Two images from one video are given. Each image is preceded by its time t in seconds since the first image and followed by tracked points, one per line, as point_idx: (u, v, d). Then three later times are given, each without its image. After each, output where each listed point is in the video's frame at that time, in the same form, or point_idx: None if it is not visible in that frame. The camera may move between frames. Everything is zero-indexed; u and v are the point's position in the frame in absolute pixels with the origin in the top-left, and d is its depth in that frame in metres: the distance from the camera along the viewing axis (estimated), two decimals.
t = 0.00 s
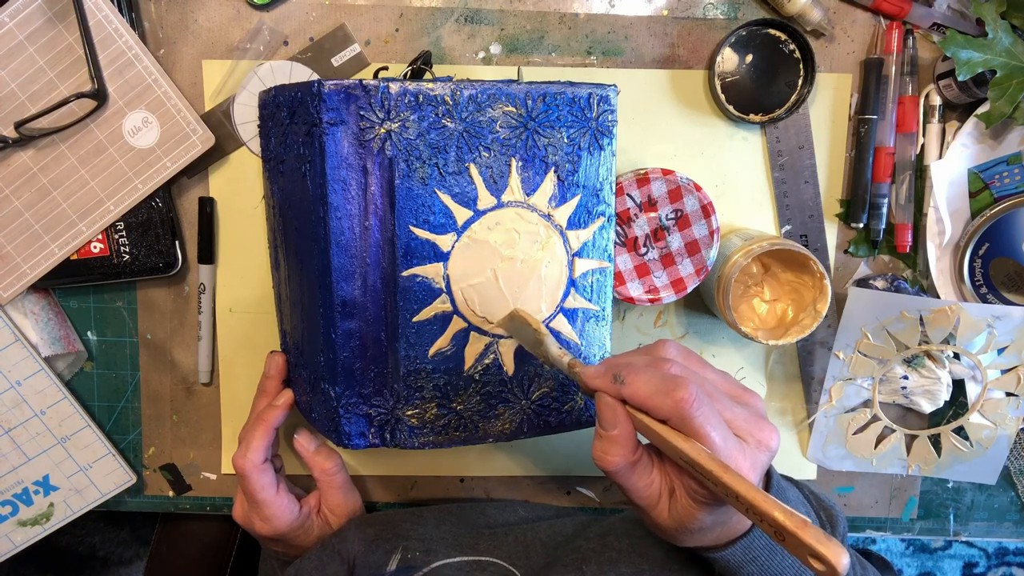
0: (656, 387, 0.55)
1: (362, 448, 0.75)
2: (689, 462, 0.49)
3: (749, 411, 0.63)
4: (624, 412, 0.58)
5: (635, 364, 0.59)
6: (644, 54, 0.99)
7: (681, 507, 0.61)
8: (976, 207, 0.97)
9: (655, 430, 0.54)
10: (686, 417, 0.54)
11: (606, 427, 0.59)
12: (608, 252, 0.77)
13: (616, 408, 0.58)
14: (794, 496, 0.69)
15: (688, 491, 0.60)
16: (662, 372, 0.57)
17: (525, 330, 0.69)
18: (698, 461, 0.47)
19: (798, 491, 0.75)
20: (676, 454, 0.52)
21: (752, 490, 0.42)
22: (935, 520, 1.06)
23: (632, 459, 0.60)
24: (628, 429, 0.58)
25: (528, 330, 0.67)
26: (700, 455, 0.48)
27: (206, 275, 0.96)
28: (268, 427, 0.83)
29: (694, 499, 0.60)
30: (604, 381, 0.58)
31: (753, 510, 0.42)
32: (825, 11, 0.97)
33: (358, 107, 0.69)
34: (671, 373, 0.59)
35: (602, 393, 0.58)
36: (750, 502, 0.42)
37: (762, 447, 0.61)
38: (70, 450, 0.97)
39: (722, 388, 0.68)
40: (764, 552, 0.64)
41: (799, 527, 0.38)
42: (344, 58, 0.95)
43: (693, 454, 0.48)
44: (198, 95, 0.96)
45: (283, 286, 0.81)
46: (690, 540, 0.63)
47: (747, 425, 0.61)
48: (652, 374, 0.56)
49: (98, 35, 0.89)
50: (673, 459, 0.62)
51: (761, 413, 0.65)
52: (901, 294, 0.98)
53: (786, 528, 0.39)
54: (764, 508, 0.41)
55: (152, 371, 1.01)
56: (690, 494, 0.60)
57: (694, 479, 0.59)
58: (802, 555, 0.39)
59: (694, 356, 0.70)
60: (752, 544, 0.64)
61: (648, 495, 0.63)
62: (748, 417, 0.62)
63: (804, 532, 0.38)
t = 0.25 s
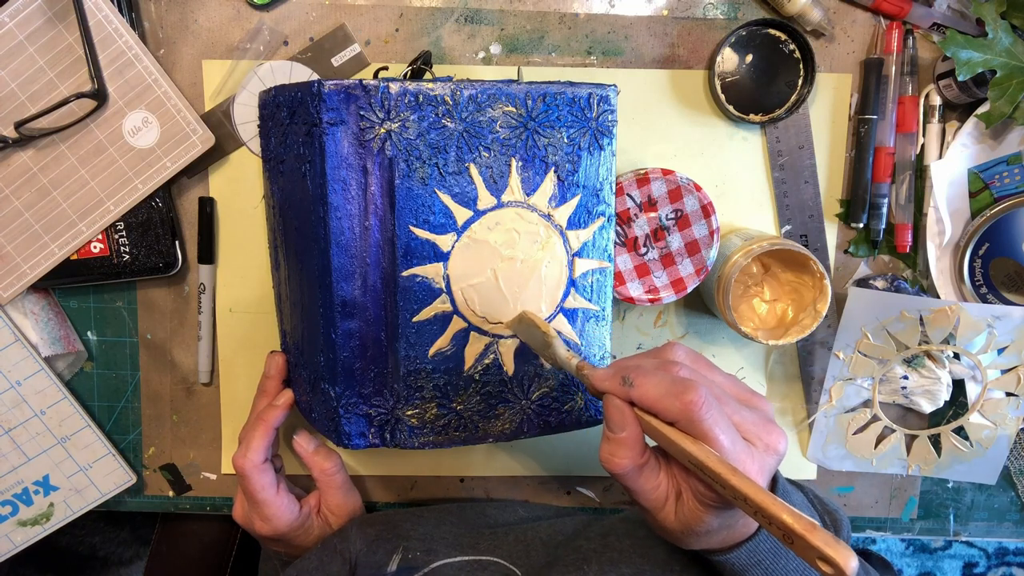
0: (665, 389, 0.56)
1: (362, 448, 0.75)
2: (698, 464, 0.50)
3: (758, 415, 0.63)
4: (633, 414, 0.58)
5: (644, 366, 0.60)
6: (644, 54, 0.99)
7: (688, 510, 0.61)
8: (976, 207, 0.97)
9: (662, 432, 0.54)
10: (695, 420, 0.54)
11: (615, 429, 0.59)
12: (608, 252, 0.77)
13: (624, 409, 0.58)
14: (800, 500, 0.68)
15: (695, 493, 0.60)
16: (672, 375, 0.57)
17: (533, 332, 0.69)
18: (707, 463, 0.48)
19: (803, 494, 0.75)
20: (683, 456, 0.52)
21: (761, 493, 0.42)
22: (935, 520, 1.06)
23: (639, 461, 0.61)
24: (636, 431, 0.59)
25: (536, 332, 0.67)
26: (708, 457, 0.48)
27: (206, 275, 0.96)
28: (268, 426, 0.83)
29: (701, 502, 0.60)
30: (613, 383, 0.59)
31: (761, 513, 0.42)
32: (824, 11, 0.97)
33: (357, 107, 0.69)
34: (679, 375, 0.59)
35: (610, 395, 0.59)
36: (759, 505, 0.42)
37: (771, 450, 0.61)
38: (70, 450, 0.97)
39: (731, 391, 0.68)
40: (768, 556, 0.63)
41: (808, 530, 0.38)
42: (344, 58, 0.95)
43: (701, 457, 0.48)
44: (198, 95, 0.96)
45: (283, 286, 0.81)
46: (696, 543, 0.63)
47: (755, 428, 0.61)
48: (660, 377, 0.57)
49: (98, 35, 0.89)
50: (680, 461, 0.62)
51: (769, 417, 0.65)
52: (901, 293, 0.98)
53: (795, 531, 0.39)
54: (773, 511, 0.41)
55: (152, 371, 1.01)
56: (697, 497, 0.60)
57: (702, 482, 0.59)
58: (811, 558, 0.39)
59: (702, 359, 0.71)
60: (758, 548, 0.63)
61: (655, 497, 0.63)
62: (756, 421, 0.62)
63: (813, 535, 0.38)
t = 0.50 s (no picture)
0: (671, 390, 0.56)
1: (362, 448, 0.75)
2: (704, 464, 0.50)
3: (763, 416, 0.64)
4: (639, 415, 0.58)
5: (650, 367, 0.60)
6: (644, 54, 0.99)
7: (693, 511, 0.61)
8: (976, 207, 0.97)
9: (668, 432, 0.55)
10: (701, 421, 0.54)
11: (621, 430, 0.60)
12: (608, 252, 0.77)
13: (630, 409, 0.58)
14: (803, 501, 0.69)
15: (700, 494, 0.60)
16: (678, 377, 0.58)
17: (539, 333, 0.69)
18: (713, 464, 0.48)
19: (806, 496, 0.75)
20: (689, 456, 0.52)
21: (767, 494, 0.42)
22: (935, 520, 1.06)
23: (645, 462, 0.61)
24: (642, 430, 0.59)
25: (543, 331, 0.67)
26: (714, 457, 0.49)
27: (206, 275, 0.96)
28: (268, 426, 0.83)
29: (706, 503, 0.60)
30: (619, 384, 0.59)
31: (768, 513, 0.43)
32: (824, 11, 0.97)
33: (358, 107, 0.69)
34: (686, 377, 0.60)
35: (617, 395, 0.59)
36: (765, 505, 0.42)
37: (776, 452, 0.61)
38: (70, 450, 0.97)
39: (736, 394, 0.68)
40: (772, 558, 0.63)
41: (814, 530, 0.39)
42: (344, 58, 0.95)
43: (707, 457, 0.49)
44: (198, 95, 0.96)
45: (283, 286, 0.81)
46: (700, 544, 0.63)
47: (761, 430, 0.61)
48: (666, 379, 0.58)
49: (98, 35, 0.89)
50: (685, 462, 0.62)
51: (774, 419, 0.65)
52: (901, 293, 0.98)
53: (801, 531, 0.39)
54: (779, 511, 0.41)
55: (152, 371, 1.01)
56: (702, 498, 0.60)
57: (707, 482, 0.59)
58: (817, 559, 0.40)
59: (707, 361, 0.71)
60: (761, 549, 0.63)
61: (660, 498, 0.63)
62: (762, 422, 0.62)
63: (820, 536, 0.38)
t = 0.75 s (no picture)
0: (679, 389, 0.56)
1: (362, 448, 0.75)
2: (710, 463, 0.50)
3: (770, 416, 0.63)
4: (646, 414, 0.58)
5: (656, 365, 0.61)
6: (644, 54, 0.99)
7: (699, 510, 0.61)
8: (976, 207, 0.97)
9: (675, 431, 0.55)
10: (709, 420, 0.54)
11: (627, 428, 0.60)
12: (608, 252, 0.77)
13: (637, 407, 0.59)
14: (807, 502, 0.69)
15: (707, 494, 0.60)
16: (686, 375, 0.58)
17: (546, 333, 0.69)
18: (720, 463, 0.48)
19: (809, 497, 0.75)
20: (696, 455, 0.52)
21: (773, 492, 0.43)
22: (935, 520, 1.06)
23: (650, 461, 0.61)
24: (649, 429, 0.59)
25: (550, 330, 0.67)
26: (721, 457, 0.49)
27: (206, 275, 0.96)
28: (268, 426, 0.83)
29: (712, 502, 0.60)
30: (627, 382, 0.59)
31: (775, 513, 0.43)
32: (825, 11, 0.97)
33: (357, 107, 0.69)
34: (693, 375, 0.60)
35: (624, 393, 0.59)
36: (773, 505, 0.42)
37: (784, 452, 0.61)
38: (70, 450, 0.97)
39: (744, 393, 0.68)
40: (776, 558, 0.63)
41: (822, 530, 0.39)
42: (344, 58, 0.95)
43: (715, 457, 0.49)
44: (198, 96, 0.96)
45: (283, 286, 0.81)
46: (705, 543, 0.63)
47: (767, 430, 0.61)
48: (674, 377, 0.57)
49: (98, 35, 0.89)
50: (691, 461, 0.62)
51: (781, 419, 0.65)
52: (901, 294, 0.98)
53: (809, 531, 0.39)
54: (786, 510, 0.41)
55: (152, 371, 1.01)
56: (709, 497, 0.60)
57: (713, 481, 0.59)
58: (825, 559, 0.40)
59: (715, 360, 0.71)
60: (765, 549, 0.63)
61: (665, 497, 0.63)
62: (769, 422, 0.62)
63: (827, 535, 0.39)
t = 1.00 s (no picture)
0: (688, 388, 0.57)
1: (362, 448, 0.75)
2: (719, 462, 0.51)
3: (779, 417, 0.64)
4: (655, 414, 0.59)
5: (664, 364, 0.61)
6: (644, 54, 0.99)
7: (706, 509, 0.61)
8: (976, 207, 0.97)
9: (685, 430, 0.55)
10: (718, 420, 0.55)
11: (635, 427, 0.60)
12: (608, 252, 0.77)
13: (643, 405, 0.59)
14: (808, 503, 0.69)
15: (714, 493, 0.60)
16: (695, 375, 0.58)
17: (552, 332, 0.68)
18: (729, 463, 0.49)
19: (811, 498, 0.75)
20: (705, 455, 0.53)
21: (783, 493, 0.43)
22: (935, 520, 1.06)
23: (658, 460, 0.61)
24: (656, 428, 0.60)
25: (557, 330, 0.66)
26: (730, 457, 0.50)
27: (206, 275, 0.96)
28: (268, 426, 0.83)
29: (719, 501, 0.59)
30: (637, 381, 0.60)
31: (783, 513, 0.43)
32: (824, 11, 0.97)
33: (358, 107, 0.69)
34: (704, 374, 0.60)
35: (633, 392, 0.60)
36: (781, 504, 0.43)
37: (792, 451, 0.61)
38: (70, 450, 0.97)
39: (752, 394, 0.69)
40: (780, 559, 0.63)
41: (830, 530, 0.40)
42: (344, 58, 0.95)
43: (723, 456, 0.50)
44: (198, 96, 0.96)
45: (283, 286, 0.81)
46: (710, 543, 0.63)
47: (776, 430, 0.62)
48: (683, 376, 0.58)
49: (98, 35, 0.89)
50: (699, 460, 0.62)
51: (789, 419, 0.65)
52: (901, 294, 0.98)
53: (817, 531, 0.40)
54: (794, 511, 0.42)
55: (152, 371, 1.01)
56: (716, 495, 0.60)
57: (721, 481, 0.58)
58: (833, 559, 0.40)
59: (724, 360, 0.71)
60: (770, 550, 0.63)
61: (672, 497, 0.63)
62: (777, 422, 0.62)
63: (835, 536, 0.39)
